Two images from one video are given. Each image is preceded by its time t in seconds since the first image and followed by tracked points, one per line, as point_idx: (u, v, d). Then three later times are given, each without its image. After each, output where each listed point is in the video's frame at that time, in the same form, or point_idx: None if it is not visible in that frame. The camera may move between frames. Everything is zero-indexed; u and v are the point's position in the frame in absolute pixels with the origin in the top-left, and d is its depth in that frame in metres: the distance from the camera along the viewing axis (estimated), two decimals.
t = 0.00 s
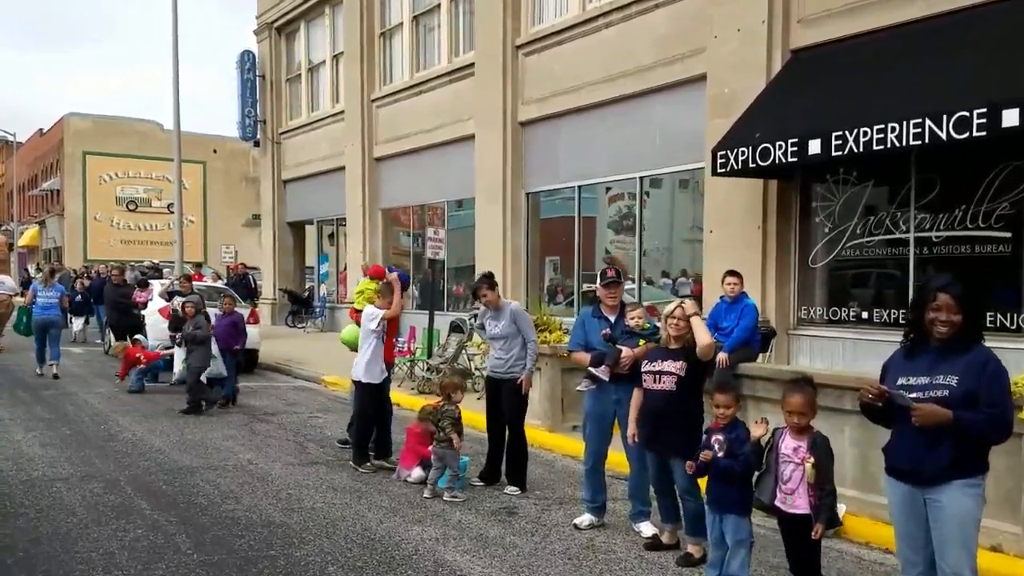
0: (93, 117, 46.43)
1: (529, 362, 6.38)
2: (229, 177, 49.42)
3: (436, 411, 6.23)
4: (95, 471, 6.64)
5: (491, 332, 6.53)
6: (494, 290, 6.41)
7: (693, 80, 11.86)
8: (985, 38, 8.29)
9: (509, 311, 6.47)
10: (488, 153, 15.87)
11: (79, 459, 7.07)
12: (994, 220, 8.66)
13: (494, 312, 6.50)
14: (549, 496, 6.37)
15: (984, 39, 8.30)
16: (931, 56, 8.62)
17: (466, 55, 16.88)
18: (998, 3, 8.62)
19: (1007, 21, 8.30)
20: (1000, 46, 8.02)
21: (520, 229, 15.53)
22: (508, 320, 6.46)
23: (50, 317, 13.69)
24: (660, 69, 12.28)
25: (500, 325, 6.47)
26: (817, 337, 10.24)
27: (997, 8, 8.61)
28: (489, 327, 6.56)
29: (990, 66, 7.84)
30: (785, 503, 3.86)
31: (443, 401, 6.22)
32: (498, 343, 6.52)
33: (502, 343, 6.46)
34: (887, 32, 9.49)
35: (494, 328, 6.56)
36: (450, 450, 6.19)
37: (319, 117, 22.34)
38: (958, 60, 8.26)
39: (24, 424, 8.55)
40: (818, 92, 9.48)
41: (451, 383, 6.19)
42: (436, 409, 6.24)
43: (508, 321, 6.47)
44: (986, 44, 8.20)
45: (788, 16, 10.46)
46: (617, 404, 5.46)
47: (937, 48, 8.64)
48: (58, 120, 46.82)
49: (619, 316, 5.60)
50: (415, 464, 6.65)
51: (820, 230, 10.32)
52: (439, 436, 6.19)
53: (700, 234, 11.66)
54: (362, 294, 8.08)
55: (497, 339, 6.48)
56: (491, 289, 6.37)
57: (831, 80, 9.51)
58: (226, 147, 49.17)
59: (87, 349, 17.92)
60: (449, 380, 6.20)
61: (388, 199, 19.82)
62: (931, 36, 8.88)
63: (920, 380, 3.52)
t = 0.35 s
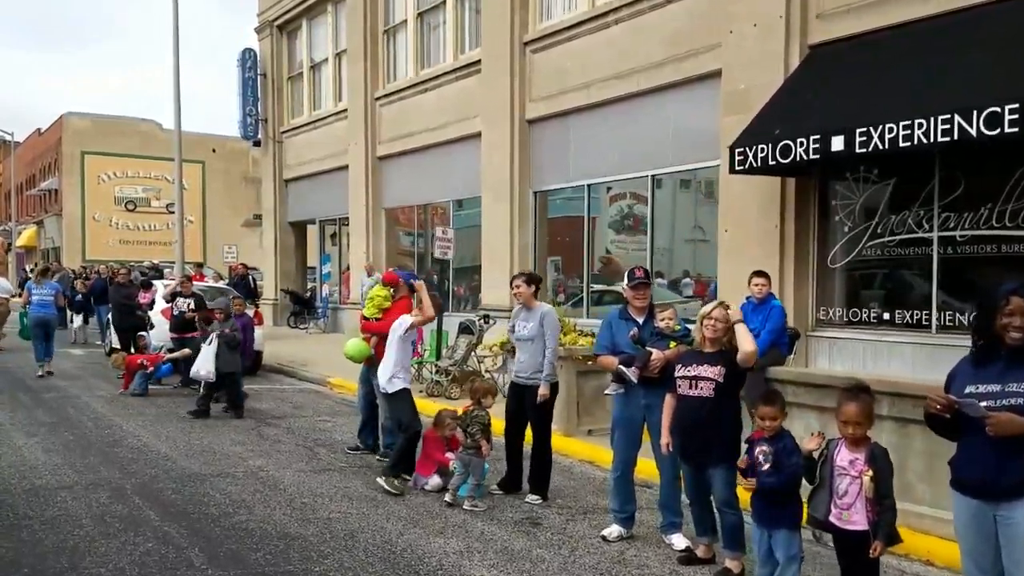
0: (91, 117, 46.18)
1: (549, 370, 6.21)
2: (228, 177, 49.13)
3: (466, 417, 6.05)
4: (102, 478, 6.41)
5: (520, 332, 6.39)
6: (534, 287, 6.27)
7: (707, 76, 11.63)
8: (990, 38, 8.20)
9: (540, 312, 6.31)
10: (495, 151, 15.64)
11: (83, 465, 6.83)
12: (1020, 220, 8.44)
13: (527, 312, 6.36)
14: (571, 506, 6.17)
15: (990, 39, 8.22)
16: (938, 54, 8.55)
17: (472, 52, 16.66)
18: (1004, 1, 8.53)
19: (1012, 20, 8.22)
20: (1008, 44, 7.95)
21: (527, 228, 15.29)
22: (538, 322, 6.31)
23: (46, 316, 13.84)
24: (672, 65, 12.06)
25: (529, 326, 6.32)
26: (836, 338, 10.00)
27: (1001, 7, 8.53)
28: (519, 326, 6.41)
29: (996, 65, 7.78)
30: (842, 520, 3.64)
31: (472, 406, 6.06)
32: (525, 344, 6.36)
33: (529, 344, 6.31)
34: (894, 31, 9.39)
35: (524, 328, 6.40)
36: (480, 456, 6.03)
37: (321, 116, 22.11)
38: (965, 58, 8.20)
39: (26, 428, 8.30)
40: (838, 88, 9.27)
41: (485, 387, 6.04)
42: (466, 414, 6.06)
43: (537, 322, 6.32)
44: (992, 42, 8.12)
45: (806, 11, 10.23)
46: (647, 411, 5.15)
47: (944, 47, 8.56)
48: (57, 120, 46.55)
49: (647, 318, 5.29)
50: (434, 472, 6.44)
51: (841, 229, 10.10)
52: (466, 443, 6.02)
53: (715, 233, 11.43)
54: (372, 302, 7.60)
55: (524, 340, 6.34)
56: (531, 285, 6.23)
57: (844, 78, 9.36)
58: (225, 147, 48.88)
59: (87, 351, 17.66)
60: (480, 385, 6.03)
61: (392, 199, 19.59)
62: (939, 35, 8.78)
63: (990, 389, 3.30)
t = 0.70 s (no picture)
0: (95, 116, 46.02)
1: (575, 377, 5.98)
2: (232, 177, 48.91)
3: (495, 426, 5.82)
4: (113, 487, 6.19)
5: (550, 334, 6.23)
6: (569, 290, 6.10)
7: (726, 72, 11.38)
8: (997, 37, 8.14)
9: (572, 316, 6.14)
10: (507, 150, 15.40)
11: (93, 473, 6.60)
12: None
13: (559, 315, 6.18)
14: (601, 517, 5.93)
15: (997, 38, 8.16)
16: (944, 53, 8.52)
17: (483, 49, 16.43)
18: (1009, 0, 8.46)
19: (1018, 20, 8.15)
20: (1015, 42, 7.92)
21: (539, 228, 15.06)
22: (568, 325, 6.13)
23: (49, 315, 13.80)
24: (690, 61, 11.82)
25: (560, 329, 6.15)
26: (862, 341, 9.77)
27: (1005, 6, 8.46)
28: (549, 328, 6.25)
29: (1000, 65, 7.77)
30: (909, 539, 3.43)
31: (503, 412, 5.84)
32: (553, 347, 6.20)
33: (557, 346, 6.15)
34: (903, 30, 9.31)
35: (553, 330, 6.23)
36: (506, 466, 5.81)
37: (328, 115, 21.90)
38: (972, 56, 8.18)
39: (33, 433, 8.07)
40: (863, 84, 9.04)
41: (516, 393, 5.80)
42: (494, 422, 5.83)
43: (567, 326, 6.14)
44: (998, 42, 8.08)
45: (829, 5, 9.98)
46: (684, 422, 4.86)
47: (952, 46, 8.51)
48: (60, 120, 46.37)
49: (683, 323, 4.98)
50: (458, 480, 6.21)
51: (866, 228, 9.88)
52: (495, 452, 5.76)
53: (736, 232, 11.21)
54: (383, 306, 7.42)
55: (553, 342, 6.17)
56: (566, 288, 6.09)
57: (865, 75, 9.16)
58: (229, 146, 48.65)
59: (93, 352, 17.43)
60: (513, 390, 5.81)
61: (401, 198, 19.36)
62: (948, 33, 8.70)
63: None
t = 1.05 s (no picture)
0: (96, 116, 45.79)
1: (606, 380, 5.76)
2: (233, 177, 48.69)
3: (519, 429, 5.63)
4: (121, 496, 5.94)
5: (576, 338, 6.02)
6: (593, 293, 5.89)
7: (744, 68, 11.14)
8: (999, 37, 8.07)
9: (599, 320, 5.93)
10: (515, 149, 15.17)
11: (99, 481, 6.37)
12: None
13: (587, 319, 5.97)
14: (629, 527, 5.69)
15: (999, 38, 8.10)
16: (946, 52, 8.46)
17: (491, 47, 16.21)
18: (1011, 0, 8.41)
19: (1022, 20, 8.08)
20: (1018, 42, 7.85)
21: (548, 228, 14.82)
22: (596, 329, 5.93)
23: (48, 316, 13.90)
24: (705, 58, 11.60)
25: (587, 333, 5.94)
26: (885, 344, 9.56)
27: (1008, 6, 8.42)
28: (576, 331, 6.04)
29: (1001, 66, 7.72)
30: (984, 559, 3.20)
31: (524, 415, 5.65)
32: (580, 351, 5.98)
33: (583, 350, 5.92)
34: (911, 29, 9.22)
35: (581, 334, 6.02)
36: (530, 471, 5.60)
37: (332, 113, 21.68)
38: (974, 56, 8.11)
39: (36, 439, 7.83)
40: (886, 80, 8.83)
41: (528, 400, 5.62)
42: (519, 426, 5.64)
43: (595, 330, 5.93)
44: (1001, 42, 7.99)
45: None
46: (720, 429, 4.60)
47: (953, 46, 8.45)
48: (61, 119, 46.11)
49: (720, 324, 4.70)
50: (479, 488, 5.97)
51: (890, 227, 9.66)
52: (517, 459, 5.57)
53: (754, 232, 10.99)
54: (395, 309, 7.14)
55: (580, 346, 5.95)
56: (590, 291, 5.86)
57: (887, 71, 8.95)
58: (230, 146, 48.43)
59: (94, 354, 17.16)
60: (528, 394, 5.64)
61: (406, 198, 19.13)
62: (950, 33, 8.65)
63: None
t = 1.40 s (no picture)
0: (97, 115, 45.57)
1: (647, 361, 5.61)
2: (235, 178, 48.45)
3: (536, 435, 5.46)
4: (131, 507, 5.71)
5: (604, 343, 5.85)
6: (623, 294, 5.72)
7: (761, 65, 10.92)
8: (1005, 37, 8.05)
9: (630, 323, 5.76)
10: (525, 147, 14.94)
11: (108, 490, 6.14)
12: None
13: (616, 322, 5.81)
14: (660, 540, 5.46)
15: (1004, 38, 8.07)
16: (953, 52, 8.42)
17: (500, 44, 15.99)
18: None
19: None
20: None
21: (559, 228, 14.58)
22: (626, 331, 5.76)
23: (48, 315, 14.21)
24: (721, 54, 11.38)
25: (616, 338, 5.76)
26: (909, 346, 9.33)
27: (1013, 6, 8.41)
28: (604, 336, 5.86)
29: (1008, 65, 7.69)
30: None
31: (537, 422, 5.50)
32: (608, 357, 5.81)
33: (612, 356, 5.75)
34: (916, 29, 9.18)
35: (609, 339, 5.85)
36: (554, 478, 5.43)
37: (337, 112, 21.45)
38: (980, 55, 8.10)
39: (41, 445, 7.61)
40: (911, 75, 8.62)
41: (535, 407, 5.47)
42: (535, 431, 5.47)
43: (625, 334, 5.76)
44: (1008, 41, 7.97)
45: None
46: (764, 438, 4.36)
47: (961, 45, 8.41)
48: (61, 119, 45.86)
49: (763, 328, 4.45)
50: (501, 499, 5.76)
51: (914, 227, 9.43)
52: (543, 467, 5.40)
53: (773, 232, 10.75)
54: (410, 313, 6.87)
55: (608, 351, 5.78)
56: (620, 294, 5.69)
57: (911, 67, 8.75)
58: (231, 146, 48.20)
59: (97, 356, 16.93)
60: (531, 403, 5.50)
61: (413, 197, 18.90)
62: (958, 33, 8.59)
63: None
